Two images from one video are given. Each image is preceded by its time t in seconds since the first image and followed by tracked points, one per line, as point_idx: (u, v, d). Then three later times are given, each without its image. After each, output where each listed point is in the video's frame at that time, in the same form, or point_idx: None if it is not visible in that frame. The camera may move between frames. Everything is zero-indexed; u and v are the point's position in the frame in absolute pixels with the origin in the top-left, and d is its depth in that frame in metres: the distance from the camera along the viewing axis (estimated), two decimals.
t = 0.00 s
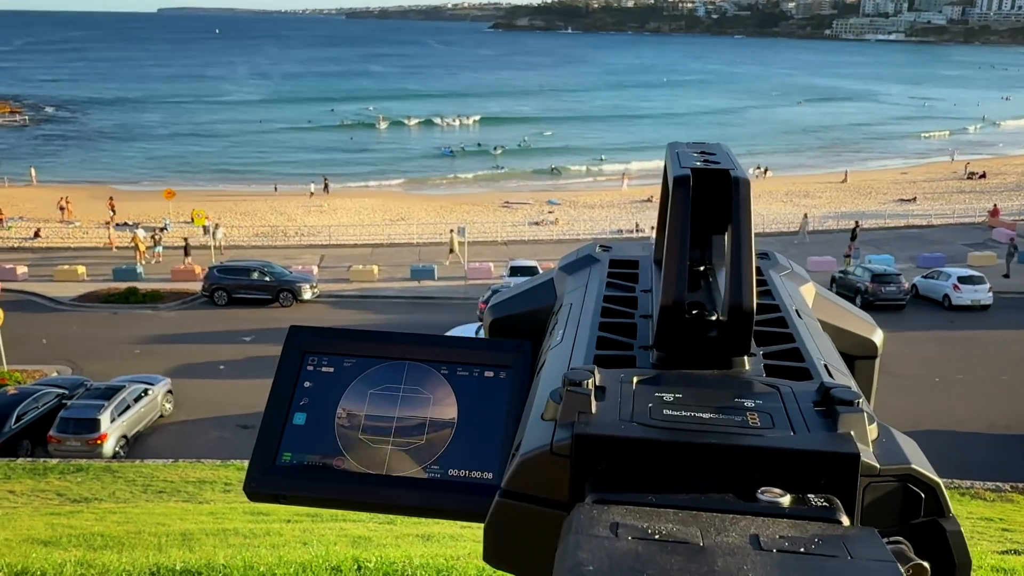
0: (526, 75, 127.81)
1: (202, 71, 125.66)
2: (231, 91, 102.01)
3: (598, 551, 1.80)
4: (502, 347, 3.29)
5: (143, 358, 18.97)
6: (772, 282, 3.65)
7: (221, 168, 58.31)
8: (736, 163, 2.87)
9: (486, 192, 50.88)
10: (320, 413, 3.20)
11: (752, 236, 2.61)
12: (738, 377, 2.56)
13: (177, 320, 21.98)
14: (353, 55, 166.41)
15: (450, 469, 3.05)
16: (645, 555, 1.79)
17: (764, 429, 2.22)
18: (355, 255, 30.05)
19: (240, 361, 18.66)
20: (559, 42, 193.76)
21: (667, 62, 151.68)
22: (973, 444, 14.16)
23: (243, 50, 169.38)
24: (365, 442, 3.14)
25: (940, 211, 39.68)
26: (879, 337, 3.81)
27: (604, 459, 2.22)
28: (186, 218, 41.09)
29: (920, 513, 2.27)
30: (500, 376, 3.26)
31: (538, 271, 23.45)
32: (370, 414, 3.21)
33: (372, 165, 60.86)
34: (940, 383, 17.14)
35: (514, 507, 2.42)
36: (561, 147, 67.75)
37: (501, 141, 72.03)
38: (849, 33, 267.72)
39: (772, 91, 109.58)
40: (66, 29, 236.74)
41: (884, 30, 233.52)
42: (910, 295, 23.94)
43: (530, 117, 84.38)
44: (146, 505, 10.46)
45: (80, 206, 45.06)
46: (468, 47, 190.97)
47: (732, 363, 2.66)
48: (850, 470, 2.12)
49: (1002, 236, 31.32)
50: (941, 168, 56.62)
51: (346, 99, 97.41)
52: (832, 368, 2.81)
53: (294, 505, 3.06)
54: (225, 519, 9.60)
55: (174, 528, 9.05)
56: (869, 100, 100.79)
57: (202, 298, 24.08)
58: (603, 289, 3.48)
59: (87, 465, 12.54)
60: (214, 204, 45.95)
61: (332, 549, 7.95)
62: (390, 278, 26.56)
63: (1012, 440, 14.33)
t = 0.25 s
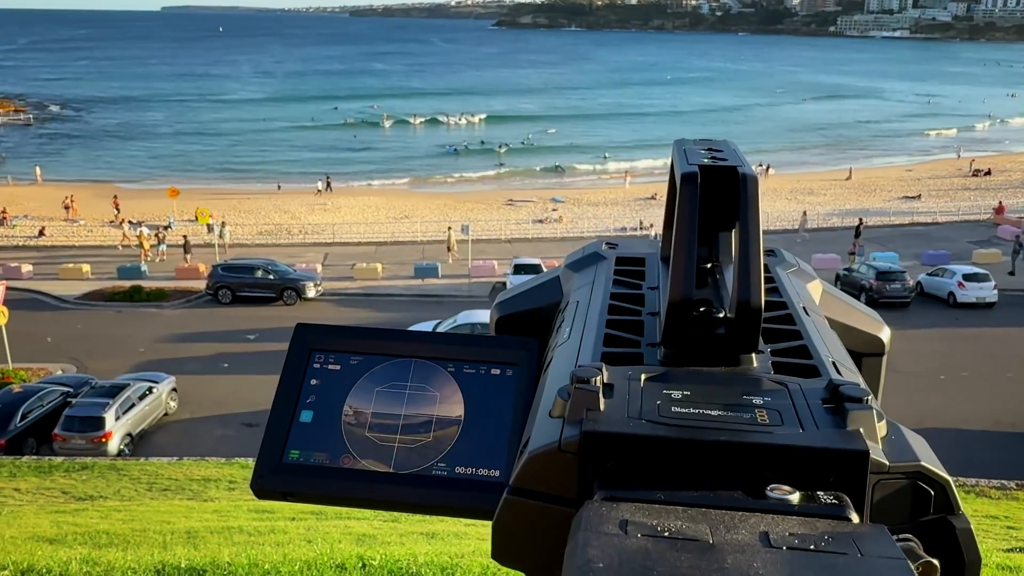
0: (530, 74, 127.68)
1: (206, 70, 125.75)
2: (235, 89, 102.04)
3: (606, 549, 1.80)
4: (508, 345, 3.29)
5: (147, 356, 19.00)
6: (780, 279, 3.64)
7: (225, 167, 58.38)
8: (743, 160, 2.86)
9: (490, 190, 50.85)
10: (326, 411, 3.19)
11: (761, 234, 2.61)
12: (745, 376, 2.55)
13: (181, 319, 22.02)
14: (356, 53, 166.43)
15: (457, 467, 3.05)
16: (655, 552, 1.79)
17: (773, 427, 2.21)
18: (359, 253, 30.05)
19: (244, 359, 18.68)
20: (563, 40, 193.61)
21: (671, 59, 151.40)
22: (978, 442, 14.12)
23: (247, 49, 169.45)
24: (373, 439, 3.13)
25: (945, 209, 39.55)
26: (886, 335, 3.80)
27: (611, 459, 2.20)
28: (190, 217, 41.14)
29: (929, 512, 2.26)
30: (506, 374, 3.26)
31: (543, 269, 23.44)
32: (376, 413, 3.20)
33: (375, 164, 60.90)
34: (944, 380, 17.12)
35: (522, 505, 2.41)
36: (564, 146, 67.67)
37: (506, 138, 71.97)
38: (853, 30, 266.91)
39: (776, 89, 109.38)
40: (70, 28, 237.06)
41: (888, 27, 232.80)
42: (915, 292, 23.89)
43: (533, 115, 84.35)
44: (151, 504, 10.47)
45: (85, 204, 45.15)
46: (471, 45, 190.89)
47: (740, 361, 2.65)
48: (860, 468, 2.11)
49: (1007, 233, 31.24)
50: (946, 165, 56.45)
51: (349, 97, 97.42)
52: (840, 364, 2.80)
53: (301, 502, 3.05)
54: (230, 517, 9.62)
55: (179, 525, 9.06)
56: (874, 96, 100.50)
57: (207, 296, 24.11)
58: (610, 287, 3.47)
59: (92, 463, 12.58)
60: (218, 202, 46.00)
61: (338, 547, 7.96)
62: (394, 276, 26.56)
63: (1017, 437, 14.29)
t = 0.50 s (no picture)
0: (534, 73, 127.64)
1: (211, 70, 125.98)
2: (239, 90, 102.19)
3: (614, 551, 1.80)
4: (514, 347, 3.28)
5: (152, 356, 19.03)
6: (786, 281, 3.63)
7: (229, 167, 58.48)
8: (750, 161, 2.85)
9: (494, 189, 50.84)
10: (332, 413, 3.20)
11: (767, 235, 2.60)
12: (753, 377, 2.54)
13: (186, 319, 22.07)
14: (360, 53, 166.57)
15: (463, 468, 3.04)
16: (661, 554, 1.79)
17: (781, 429, 2.20)
18: (363, 254, 30.06)
19: (249, 359, 18.70)
20: (567, 39, 193.51)
21: (676, 58, 151.21)
22: (983, 442, 14.08)
23: (251, 49, 169.67)
24: (380, 441, 3.13)
25: (950, 208, 39.42)
26: (893, 335, 3.78)
27: (616, 460, 2.21)
28: (195, 217, 41.21)
29: (937, 512, 2.26)
30: (513, 375, 3.25)
31: (547, 269, 23.43)
32: (382, 414, 3.20)
33: (378, 164, 60.97)
34: (950, 380, 17.07)
35: (530, 506, 2.40)
36: (568, 146, 67.63)
37: (510, 138, 71.95)
38: (858, 28, 266.21)
39: (781, 88, 109.18)
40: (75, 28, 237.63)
41: (893, 26, 232.06)
42: (921, 291, 23.82)
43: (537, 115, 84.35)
44: (156, 503, 10.49)
45: (91, 205, 45.27)
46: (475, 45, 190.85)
47: (747, 362, 2.64)
48: (871, 469, 2.10)
49: (1013, 232, 31.13)
50: (951, 164, 56.25)
51: (354, 97, 97.52)
52: (847, 366, 2.80)
53: (306, 503, 3.06)
54: (235, 516, 9.64)
55: (184, 525, 9.08)
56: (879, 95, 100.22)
57: (212, 296, 24.15)
58: (616, 288, 3.47)
59: (98, 463, 12.62)
60: (223, 202, 46.07)
61: (342, 547, 7.95)
62: (399, 276, 26.56)
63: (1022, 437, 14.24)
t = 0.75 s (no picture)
0: (539, 75, 127.75)
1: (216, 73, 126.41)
2: (245, 92, 102.48)
3: (621, 554, 1.82)
4: (520, 350, 3.30)
5: (158, 358, 19.10)
6: (791, 285, 3.65)
7: (234, 170, 58.66)
8: (755, 168, 2.86)
9: (499, 191, 50.91)
10: (340, 417, 3.21)
11: (772, 240, 2.62)
12: (758, 382, 2.56)
13: (192, 321, 22.14)
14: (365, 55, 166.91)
15: (470, 471, 3.06)
16: (668, 557, 1.81)
17: (785, 434, 2.22)
18: (368, 255, 30.12)
19: (255, 361, 18.75)
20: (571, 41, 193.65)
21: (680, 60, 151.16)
22: (990, 443, 14.05)
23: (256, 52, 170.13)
24: (388, 444, 3.15)
25: (956, 208, 39.32)
26: (898, 339, 3.79)
27: (623, 464, 2.22)
28: (200, 219, 41.34)
29: (943, 517, 2.27)
30: (520, 379, 3.27)
31: (552, 270, 23.45)
32: (389, 418, 3.22)
33: (383, 166, 61.10)
34: (956, 381, 17.02)
35: (536, 510, 2.42)
36: (573, 148, 67.67)
37: (514, 140, 72.01)
38: (864, 28, 265.64)
39: (786, 89, 109.05)
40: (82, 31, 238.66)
41: (898, 26, 231.48)
42: (927, 292, 23.77)
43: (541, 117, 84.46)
44: (162, 505, 10.54)
45: (97, 207, 45.40)
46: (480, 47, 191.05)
47: (753, 367, 2.66)
48: (874, 472, 2.12)
49: (1020, 233, 31.04)
50: (957, 164, 56.11)
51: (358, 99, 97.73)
52: (852, 370, 2.81)
53: (315, 505, 3.08)
54: (241, 518, 9.67)
55: (190, 527, 9.11)
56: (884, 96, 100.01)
57: (217, 298, 24.21)
58: (623, 292, 3.49)
59: (104, 465, 12.67)
60: (228, 205, 46.21)
61: (349, 549, 7.97)
62: (404, 278, 26.61)
63: None
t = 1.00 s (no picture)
0: (544, 79, 127.92)
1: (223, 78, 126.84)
2: (251, 97, 102.83)
3: (627, 555, 1.84)
4: (526, 353, 3.32)
5: (164, 362, 19.14)
6: (796, 286, 3.66)
7: (240, 175, 58.88)
8: (759, 169, 2.87)
9: (504, 195, 50.99)
10: (347, 420, 3.23)
11: (775, 241, 2.63)
12: (763, 384, 2.57)
13: (198, 325, 22.21)
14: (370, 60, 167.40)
15: (477, 473, 3.08)
16: (673, 558, 1.82)
17: (790, 435, 2.23)
18: (374, 259, 30.20)
19: (261, 365, 18.80)
20: (576, 45, 193.89)
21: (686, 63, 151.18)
22: (999, 446, 13.99)
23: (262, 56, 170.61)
24: (395, 446, 3.17)
25: (962, 211, 39.25)
26: (902, 340, 3.80)
27: (629, 465, 2.24)
28: (207, 224, 41.48)
29: (945, 518, 2.28)
30: (526, 381, 3.28)
31: (558, 273, 23.47)
32: (396, 421, 3.23)
33: (388, 170, 61.22)
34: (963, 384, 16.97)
35: (542, 510, 2.44)
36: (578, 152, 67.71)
37: (519, 144, 72.12)
38: (869, 31, 265.23)
39: (791, 92, 109.00)
40: (89, 38, 239.85)
41: (904, 29, 231.15)
42: (934, 294, 23.70)
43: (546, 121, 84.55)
44: (169, 509, 10.58)
45: (104, 212, 45.58)
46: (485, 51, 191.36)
47: (758, 369, 2.67)
48: (879, 474, 2.13)
49: None
50: (964, 167, 55.98)
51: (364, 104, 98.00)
52: (856, 371, 2.82)
53: (322, 507, 3.10)
54: (248, 521, 9.71)
55: (197, 531, 9.14)
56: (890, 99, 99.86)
57: (224, 302, 24.28)
58: (627, 295, 3.51)
59: (111, 468, 12.71)
60: (234, 209, 46.37)
61: (355, 552, 7.98)
62: (409, 282, 26.66)
63: None
